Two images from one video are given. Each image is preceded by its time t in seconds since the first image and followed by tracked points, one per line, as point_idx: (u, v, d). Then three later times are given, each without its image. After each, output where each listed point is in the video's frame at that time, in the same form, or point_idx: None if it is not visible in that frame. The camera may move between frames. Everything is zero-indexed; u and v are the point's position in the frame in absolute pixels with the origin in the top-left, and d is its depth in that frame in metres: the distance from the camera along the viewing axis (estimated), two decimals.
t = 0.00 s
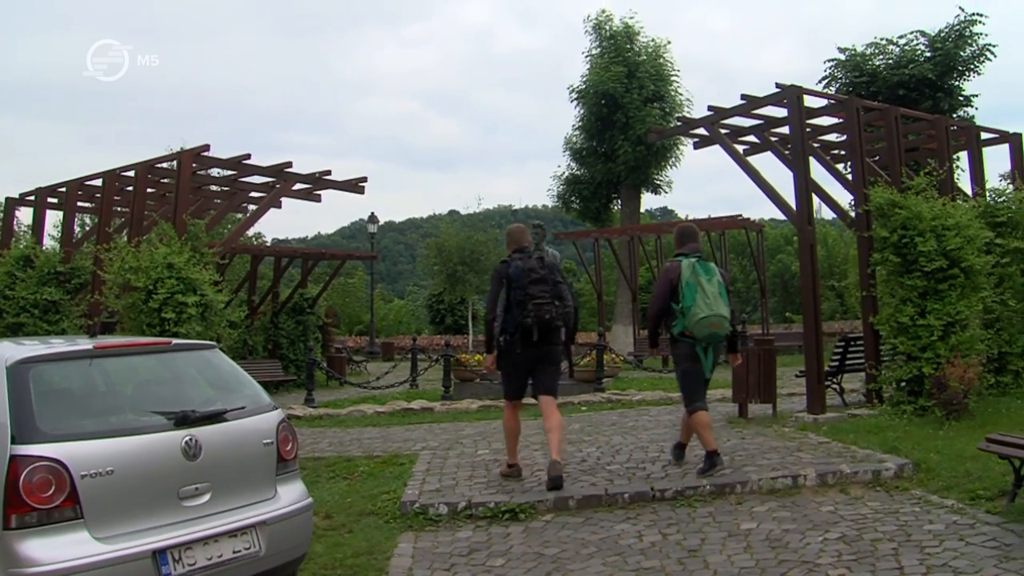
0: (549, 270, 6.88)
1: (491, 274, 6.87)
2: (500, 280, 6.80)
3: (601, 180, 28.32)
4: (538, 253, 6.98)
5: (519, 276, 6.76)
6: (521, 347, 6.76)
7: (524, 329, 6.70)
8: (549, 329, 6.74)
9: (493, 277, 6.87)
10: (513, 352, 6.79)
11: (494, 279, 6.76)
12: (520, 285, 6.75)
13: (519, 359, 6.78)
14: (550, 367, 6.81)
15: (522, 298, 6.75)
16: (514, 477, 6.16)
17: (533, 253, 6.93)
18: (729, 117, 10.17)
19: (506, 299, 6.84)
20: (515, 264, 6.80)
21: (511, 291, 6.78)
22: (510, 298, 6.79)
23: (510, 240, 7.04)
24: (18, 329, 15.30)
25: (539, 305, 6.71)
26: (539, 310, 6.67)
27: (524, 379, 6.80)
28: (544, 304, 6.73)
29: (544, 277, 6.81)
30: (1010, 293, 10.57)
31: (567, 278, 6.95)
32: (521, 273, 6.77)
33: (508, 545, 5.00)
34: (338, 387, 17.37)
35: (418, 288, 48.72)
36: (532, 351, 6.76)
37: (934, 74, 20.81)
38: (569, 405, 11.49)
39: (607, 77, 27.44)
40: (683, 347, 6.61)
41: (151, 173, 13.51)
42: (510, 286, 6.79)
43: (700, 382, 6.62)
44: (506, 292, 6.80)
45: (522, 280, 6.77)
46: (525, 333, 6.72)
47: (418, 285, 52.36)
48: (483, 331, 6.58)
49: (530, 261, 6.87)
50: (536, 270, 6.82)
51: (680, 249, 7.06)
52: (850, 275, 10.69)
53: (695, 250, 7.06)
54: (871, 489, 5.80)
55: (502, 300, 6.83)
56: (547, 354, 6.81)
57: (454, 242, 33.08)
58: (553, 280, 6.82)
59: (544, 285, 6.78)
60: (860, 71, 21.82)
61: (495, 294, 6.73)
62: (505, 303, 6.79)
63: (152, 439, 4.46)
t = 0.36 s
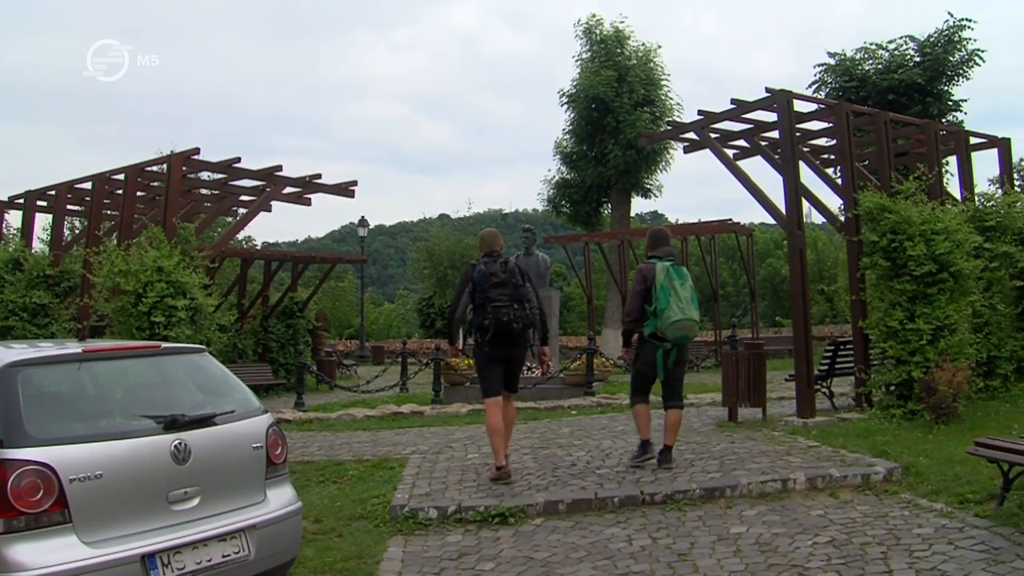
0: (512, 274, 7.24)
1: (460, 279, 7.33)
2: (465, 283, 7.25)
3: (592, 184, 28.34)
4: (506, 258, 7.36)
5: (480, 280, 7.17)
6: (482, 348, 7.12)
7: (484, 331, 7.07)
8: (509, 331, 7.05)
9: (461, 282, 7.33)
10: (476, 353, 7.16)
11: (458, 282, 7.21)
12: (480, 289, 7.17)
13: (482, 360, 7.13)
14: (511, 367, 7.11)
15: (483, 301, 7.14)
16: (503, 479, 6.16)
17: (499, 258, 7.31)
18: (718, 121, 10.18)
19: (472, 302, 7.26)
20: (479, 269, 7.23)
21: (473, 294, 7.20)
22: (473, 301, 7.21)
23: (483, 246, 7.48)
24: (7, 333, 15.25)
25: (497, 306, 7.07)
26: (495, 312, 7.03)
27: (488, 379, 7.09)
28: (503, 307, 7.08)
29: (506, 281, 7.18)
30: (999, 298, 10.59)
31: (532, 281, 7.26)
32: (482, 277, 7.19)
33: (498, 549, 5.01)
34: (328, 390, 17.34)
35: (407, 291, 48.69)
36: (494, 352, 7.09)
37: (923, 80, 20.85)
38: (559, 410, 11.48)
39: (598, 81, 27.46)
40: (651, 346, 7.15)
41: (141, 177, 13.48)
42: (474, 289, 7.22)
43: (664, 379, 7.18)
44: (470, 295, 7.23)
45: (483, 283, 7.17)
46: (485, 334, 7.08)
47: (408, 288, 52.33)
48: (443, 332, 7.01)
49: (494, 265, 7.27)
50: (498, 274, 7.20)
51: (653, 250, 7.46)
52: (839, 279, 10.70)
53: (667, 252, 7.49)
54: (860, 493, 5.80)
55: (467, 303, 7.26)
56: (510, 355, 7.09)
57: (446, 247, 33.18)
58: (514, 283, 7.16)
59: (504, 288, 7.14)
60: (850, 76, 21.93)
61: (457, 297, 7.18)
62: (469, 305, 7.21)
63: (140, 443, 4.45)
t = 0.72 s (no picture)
0: (500, 284, 7.53)
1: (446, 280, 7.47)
2: (454, 284, 7.40)
3: (588, 185, 28.35)
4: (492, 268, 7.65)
5: (472, 284, 7.38)
6: (464, 349, 7.33)
7: (470, 333, 7.27)
8: (493, 336, 7.35)
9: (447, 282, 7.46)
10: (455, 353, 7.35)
11: (449, 283, 7.34)
12: (471, 293, 7.37)
13: (462, 361, 7.35)
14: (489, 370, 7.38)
15: (472, 305, 7.35)
16: (478, 468, 6.53)
17: (488, 266, 7.59)
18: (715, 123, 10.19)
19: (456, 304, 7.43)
20: (470, 274, 7.43)
21: (462, 296, 7.37)
22: (460, 303, 7.38)
23: (469, 251, 7.69)
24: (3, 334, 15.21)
25: (487, 312, 7.32)
26: (485, 317, 7.28)
27: (465, 379, 7.36)
28: (491, 313, 7.35)
29: (494, 289, 7.46)
30: (995, 298, 10.60)
31: (514, 293, 7.61)
32: (474, 282, 7.40)
33: (494, 550, 5.01)
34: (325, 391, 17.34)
35: (404, 292, 48.63)
36: (474, 355, 7.34)
37: (919, 81, 20.85)
38: (555, 411, 11.49)
39: (594, 82, 27.49)
40: (620, 352, 7.44)
41: (137, 177, 13.46)
42: (463, 292, 7.40)
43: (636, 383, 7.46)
44: (457, 297, 7.38)
45: (474, 288, 7.39)
46: (470, 336, 7.30)
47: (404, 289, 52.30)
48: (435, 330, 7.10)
49: (483, 273, 7.53)
50: (488, 282, 7.45)
51: (626, 257, 7.73)
52: (835, 280, 10.70)
53: (637, 258, 7.76)
54: (857, 494, 5.81)
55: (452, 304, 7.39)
56: (489, 359, 7.39)
57: (443, 248, 33.24)
58: (502, 293, 7.47)
59: (493, 295, 7.41)
60: (846, 78, 21.86)
61: (447, 298, 7.31)
62: (455, 306, 7.36)
63: (136, 444, 4.45)
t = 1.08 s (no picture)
0: (483, 285, 7.80)
1: (432, 283, 7.65)
2: (441, 288, 7.59)
3: (587, 185, 28.35)
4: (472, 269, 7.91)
5: (458, 288, 7.61)
6: (454, 350, 7.55)
7: (460, 335, 7.51)
8: (481, 336, 7.61)
9: (433, 286, 7.65)
10: (445, 354, 7.56)
11: (437, 288, 7.53)
12: (459, 295, 7.60)
13: (452, 361, 7.56)
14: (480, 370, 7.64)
15: (460, 307, 7.58)
16: (475, 467, 6.68)
17: (470, 268, 7.82)
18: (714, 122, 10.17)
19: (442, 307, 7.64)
20: (455, 277, 7.66)
21: (449, 300, 7.59)
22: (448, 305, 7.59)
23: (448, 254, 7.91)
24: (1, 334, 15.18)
25: (475, 313, 7.57)
26: (474, 318, 7.53)
27: (457, 380, 7.61)
28: (478, 315, 7.60)
29: (479, 290, 7.73)
30: (996, 298, 10.59)
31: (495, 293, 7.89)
32: (460, 285, 7.62)
33: (493, 550, 5.00)
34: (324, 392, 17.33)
35: (403, 293, 48.55)
36: (464, 354, 7.58)
37: (920, 80, 20.83)
38: (556, 411, 11.48)
39: (593, 81, 27.51)
40: (601, 349, 7.96)
41: (135, 177, 13.45)
42: (449, 295, 7.62)
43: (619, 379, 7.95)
44: (444, 300, 7.59)
45: (461, 291, 7.62)
46: (460, 337, 7.53)
47: (403, 289, 52.31)
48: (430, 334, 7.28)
49: (467, 276, 7.77)
50: (473, 284, 7.71)
51: (608, 261, 8.43)
52: (835, 280, 10.68)
53: (621, 263, 8.42)
54: (857, 494, 5.80)
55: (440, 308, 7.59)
56: (476, 358, 7.66)
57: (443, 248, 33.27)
58: (486, 294, 7.74)
59: (479, 297, 7.66)
60: (847, 76, 21.96)
61: (437, 301, 7.51)
62: (443, 309, 7.55)
63: (135, 444, 4.44)
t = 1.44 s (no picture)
0: (451, 285, 7.78)
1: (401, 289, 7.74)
2: (407, 293, 7.66)
3: (589, 182, 28.23)
4: (443, 270, 7.90)
5: (423, 291, 7.64)
6: (424, 354, 7.59)
7: (427, 338, 7.55)
8: (449, 337, 7.59)
9: (402, 292, 7.75)
10: (417, 358, 7.62)
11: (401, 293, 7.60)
12: (424, 299, 7.64)
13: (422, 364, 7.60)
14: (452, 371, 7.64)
15: (426, 310, 7.62)
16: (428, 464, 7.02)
17: (439, 270, 7.81)
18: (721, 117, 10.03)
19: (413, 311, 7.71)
20: (422, 280, 7.70)
21: (415, 304, 7.64)
22: (416, 309, 7.66)
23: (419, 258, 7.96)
24: None
25: (440, 315, 7.59)
26: (439, 320, 7.55)
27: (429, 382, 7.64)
28: (446, 316, 7.61)
29: (446, 291, 7.71)
30: (1012, 298, 10.46)
31: (467, 292, 7.84)
32: (426, 288, 7.66)
33: (493, 557, 4.87)
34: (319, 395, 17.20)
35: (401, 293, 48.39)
36: (435, 356, 7.60)
37: (933, 73, 20.72)
38: (556, 415, 11.35)
39: (596, 75, 27.37)
40: (594, 348, 7.96)
41: (124, 174, 13.34)
42: (417, 299, 7.68)
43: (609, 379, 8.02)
44: (412, 305, 7.66)
45: (426, 294, 7.65)
46: (427, 340, 7.57)
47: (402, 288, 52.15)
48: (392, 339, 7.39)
49: (435, 277, 7.79)
50: (440, 285, 7.72)
51: (603, 262, 8.45)
52: (845, 280, 10.50)
53: (614, 264, 8.44)
54: (867, 501, 5.65)
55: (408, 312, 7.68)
56: (448, 360, 7.66)
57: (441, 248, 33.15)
58: (454, 294, 7.72)
59: (446, 298, 7.65)
60: (857, 70, 21.78)
61: (402, 306, 7.60)
62: (410, 314, 7.63)
63: (123, 449, 4.30)
